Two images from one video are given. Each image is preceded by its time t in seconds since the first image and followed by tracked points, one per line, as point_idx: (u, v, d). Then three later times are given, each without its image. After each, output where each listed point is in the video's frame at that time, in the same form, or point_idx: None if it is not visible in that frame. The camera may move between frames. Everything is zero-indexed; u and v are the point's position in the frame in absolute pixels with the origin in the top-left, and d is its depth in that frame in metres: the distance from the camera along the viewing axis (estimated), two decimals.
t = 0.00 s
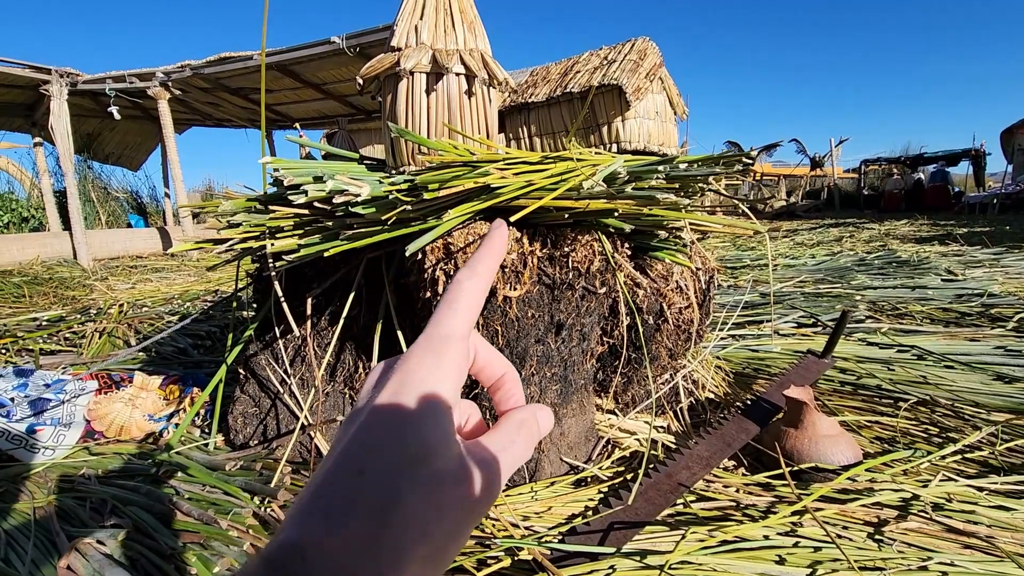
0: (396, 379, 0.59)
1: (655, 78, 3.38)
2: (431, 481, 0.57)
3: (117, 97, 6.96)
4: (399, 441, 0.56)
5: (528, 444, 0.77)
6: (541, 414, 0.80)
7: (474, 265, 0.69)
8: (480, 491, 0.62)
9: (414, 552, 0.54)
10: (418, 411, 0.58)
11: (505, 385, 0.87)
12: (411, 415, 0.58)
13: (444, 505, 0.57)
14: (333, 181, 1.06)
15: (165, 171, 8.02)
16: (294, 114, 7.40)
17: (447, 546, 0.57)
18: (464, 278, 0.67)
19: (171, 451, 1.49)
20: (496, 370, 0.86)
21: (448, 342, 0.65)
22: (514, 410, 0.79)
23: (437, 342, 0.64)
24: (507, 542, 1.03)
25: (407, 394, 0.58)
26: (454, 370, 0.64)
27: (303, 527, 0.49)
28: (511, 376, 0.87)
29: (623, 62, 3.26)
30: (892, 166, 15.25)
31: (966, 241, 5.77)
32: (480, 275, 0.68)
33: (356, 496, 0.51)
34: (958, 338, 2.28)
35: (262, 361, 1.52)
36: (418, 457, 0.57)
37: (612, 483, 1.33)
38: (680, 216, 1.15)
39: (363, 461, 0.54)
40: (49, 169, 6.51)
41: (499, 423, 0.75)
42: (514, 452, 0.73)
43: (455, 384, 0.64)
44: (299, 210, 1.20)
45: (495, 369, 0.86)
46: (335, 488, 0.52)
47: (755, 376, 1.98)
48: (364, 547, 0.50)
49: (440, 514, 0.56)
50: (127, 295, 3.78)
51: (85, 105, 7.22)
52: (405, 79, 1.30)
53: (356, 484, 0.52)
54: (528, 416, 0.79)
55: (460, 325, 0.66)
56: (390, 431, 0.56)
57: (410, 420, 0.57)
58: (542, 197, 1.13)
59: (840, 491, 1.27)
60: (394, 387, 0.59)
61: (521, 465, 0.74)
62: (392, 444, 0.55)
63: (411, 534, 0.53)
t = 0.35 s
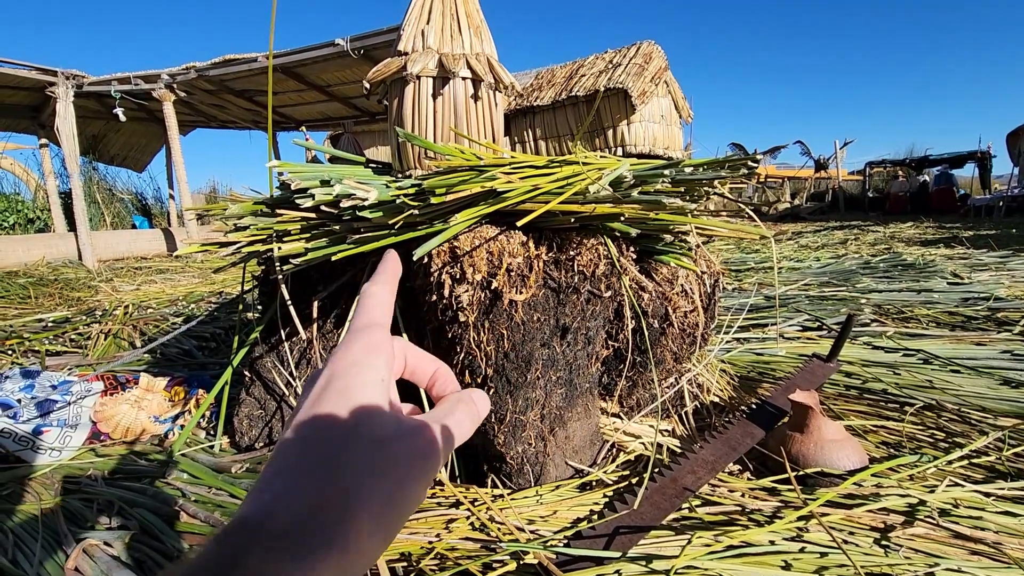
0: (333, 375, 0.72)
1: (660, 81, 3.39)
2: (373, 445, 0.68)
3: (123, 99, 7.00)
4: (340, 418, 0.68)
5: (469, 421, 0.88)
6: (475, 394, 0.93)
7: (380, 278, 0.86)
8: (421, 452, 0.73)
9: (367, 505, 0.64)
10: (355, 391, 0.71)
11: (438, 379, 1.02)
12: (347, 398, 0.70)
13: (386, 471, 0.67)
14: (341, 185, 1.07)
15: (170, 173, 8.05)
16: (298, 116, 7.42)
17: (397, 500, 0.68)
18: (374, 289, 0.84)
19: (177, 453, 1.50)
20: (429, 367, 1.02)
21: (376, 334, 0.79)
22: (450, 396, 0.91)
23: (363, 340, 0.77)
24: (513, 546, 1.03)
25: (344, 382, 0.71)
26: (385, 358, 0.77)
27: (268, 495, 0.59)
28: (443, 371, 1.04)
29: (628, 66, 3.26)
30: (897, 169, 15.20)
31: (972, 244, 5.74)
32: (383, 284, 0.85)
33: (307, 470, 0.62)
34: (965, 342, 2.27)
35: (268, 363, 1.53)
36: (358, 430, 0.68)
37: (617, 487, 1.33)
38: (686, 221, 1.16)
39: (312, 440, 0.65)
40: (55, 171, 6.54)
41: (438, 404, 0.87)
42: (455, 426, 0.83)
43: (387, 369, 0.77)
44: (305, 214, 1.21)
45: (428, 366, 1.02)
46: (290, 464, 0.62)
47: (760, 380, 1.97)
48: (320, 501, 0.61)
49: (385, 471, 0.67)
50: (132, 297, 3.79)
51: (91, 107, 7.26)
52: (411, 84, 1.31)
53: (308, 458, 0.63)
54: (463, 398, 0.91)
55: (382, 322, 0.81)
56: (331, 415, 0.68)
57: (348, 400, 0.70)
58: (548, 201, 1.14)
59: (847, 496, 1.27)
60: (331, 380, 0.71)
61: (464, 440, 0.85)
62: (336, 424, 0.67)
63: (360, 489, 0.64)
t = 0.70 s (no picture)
0: (339, 378, 0.68)
1: (666, 82, 3.38)
2: (371, 463, 0.63)
3: (128, 100, 7.03)
4: (337, 431, 0.64)
5: (484, 429, 0.82)
6: (493, 401, 0.85)
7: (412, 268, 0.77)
8: (424, 471, 0.67)
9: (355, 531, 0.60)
10: (356, 404, 0.66)
11: (461, 373, 1.00)
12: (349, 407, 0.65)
13: (384, 488, 0.63)
14: (348, 185, 1.08)
15: (175, 173, 8.08)
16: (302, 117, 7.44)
17: (390, 525, 0.63)
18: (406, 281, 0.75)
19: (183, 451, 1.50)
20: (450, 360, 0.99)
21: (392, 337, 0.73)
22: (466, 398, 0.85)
23: (374, 341, 0.72)
24: (518, 546, 1.03)
25: (347, 390, 0.67)
26: (395, 367, 0.72)
27: (252, 516, 0.56)
28: (466, 366, 1.01)
29: (633, 67, 3.27)
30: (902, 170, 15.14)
31: (978, 245, 5.71)
32: (419, 274, 0.76)
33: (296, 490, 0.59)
34: (971, 344, 2.26)
35: (274, 363, 1.53)
36: (356, 445, 0.64)
37: (622, 488, 1.33)
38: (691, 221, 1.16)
39: (307, 452, 0.61)
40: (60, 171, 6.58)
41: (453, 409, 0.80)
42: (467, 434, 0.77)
43: (396, 377, 0.72)
44: (312, 214, 1.22)
45: (451, 359, 0.99)
46: (280, 480, 0.59)
47: (764, 381, 1.97)
48: (306, 524, 0.57)
49: (380, 494, 0.63)
50: (137, 297, 3.80)
51: (96, 108, 7.30)
52: (418, 85, 1.32)
53: (300, 476, 0.60)
54: (480, 403, 0.83)
55: (403, 321, 0.74)
56: (330, 427, 0.64)
57: (347, 411, 0.65)
58: (554, 201, 1.15)
59: (852, 497, 1.27)
60: (336, 385, 0.67)
61: (476, 449, 0.79)
62: (334, 439, 0.63)
63: (350, 512, 0.60)
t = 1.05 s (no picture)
0: (352, 378, 0.64)
1: (670, 83, 3.38)
2: (387, 463, 0.60)
3: (132, 99, 7.04)
4: (349, 432, 0.60)
5: (497, 428, 0.80)
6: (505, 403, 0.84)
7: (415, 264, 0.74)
8: (439, 473, 0.64)
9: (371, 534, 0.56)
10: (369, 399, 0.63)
11: (470, 378, 0.96)
12: (361, 406, 0.62)
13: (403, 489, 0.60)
14: (353, 185, 1.08)
15: (178, 172, 8.10)
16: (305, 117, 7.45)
17: (405, 529, 0.60)
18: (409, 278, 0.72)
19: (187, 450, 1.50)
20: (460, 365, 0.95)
21: (402, 334, 0.70)
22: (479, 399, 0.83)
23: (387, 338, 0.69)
24: (522, 547, 1.03)
25: (361, 390, 0.63)
26: (409, 364, 0.69)
27: (264, 518, 0.53)
28: (475, 370, 0.96)
29: (637, 67, 3.26)
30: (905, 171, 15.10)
31: (981, 247, 5.69)
32: (420, 274, 0.73)
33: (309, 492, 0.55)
34: (975, 346, 2.25)
35: (278, 362, 1.53)
36: (370, 445, 0.60)
37: (626, 489, 1.32)
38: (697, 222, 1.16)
39: (318, 454, 0.57)
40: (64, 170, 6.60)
41: (464, 412, 0.79)
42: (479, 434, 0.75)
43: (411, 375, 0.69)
44: (317, 214, 1.22)
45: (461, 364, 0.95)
46: (292, 481, 0.55)
47: (768, 383, 1.96)
48: (322, 529, 0.53)
49: (399, 495, 0.59)
50: (140, 295, 3.81)
51: (100, 107, 7.32)
52: (423, 85, 1.31)
53: (314, 477, 0.56)
54: (493, 405, 0.82)
55: (413, 319, 0.71)
56: (342, 427, 0.60)
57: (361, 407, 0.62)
58: (559, 202, 1.15)
59: (857, 500, 1.26)
60: (349, 384, 0.63)
61: (489, 451, 0.77)
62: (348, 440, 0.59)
63: (368, 512, 0.57)
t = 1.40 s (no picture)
0: (322, 349, 0.69)
1: (671, 83, 3.38)
2: (375, 429, 0.66)
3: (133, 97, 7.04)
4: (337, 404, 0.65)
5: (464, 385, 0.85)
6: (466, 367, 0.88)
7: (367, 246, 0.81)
8: (421, 430, 0.70)
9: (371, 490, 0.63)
10: (346, 359, 0.69)
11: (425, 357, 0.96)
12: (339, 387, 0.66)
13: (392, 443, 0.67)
14: (355, 184, 1.09)
15: (179, 170, 8.10)
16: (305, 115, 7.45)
17: (398, 476, 0.66)
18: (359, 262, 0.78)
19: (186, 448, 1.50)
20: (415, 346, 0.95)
21: (362, 308, 0.75)
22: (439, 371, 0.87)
23: (349, 306, 0.75)
24: (521, 546, 1.03)
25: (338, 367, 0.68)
26: (376, 325, 0.74)
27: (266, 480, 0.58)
28: (431, 348, 0.96)
29: (639, 67, 3.26)
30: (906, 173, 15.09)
31: (982, 249, 5.68)
32: (367, 254, 0.78)
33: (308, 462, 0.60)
34: (975, 348, 2.25)
35: (278, 360, 1.53)
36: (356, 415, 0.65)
37: (625, 489, 1.32)
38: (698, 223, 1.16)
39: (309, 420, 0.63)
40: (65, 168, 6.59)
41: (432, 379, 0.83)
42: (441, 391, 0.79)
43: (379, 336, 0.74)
44: (318, 213, 1.23)
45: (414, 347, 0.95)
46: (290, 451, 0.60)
47: (768, 383, 1.96)
48: (324, 489, 0.59)
49: (389, 450, 0.66)
50: (140, 293, 3.80)
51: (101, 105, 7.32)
52: (424, 84, 1.31)
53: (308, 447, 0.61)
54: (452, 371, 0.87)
55: (367, 290, 0.77)
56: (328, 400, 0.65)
57: (342, 372, 0.68)
58: (560, 202, 1.15)
59: (856, 501, 1.26)
60: (321, 356, 0.69)
61: (459, 412, 0.82)
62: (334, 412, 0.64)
63: (365, 467, 0.63)
